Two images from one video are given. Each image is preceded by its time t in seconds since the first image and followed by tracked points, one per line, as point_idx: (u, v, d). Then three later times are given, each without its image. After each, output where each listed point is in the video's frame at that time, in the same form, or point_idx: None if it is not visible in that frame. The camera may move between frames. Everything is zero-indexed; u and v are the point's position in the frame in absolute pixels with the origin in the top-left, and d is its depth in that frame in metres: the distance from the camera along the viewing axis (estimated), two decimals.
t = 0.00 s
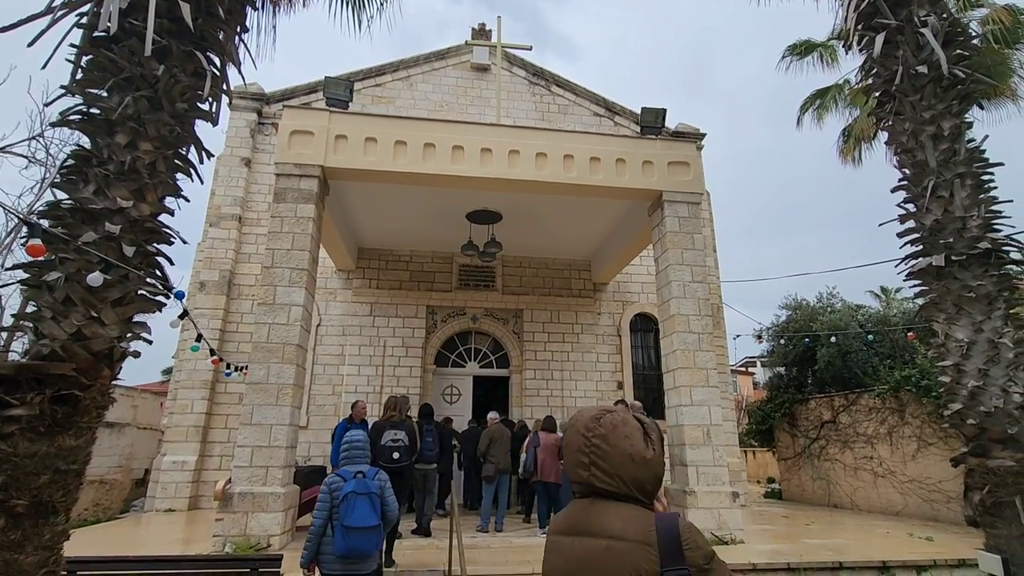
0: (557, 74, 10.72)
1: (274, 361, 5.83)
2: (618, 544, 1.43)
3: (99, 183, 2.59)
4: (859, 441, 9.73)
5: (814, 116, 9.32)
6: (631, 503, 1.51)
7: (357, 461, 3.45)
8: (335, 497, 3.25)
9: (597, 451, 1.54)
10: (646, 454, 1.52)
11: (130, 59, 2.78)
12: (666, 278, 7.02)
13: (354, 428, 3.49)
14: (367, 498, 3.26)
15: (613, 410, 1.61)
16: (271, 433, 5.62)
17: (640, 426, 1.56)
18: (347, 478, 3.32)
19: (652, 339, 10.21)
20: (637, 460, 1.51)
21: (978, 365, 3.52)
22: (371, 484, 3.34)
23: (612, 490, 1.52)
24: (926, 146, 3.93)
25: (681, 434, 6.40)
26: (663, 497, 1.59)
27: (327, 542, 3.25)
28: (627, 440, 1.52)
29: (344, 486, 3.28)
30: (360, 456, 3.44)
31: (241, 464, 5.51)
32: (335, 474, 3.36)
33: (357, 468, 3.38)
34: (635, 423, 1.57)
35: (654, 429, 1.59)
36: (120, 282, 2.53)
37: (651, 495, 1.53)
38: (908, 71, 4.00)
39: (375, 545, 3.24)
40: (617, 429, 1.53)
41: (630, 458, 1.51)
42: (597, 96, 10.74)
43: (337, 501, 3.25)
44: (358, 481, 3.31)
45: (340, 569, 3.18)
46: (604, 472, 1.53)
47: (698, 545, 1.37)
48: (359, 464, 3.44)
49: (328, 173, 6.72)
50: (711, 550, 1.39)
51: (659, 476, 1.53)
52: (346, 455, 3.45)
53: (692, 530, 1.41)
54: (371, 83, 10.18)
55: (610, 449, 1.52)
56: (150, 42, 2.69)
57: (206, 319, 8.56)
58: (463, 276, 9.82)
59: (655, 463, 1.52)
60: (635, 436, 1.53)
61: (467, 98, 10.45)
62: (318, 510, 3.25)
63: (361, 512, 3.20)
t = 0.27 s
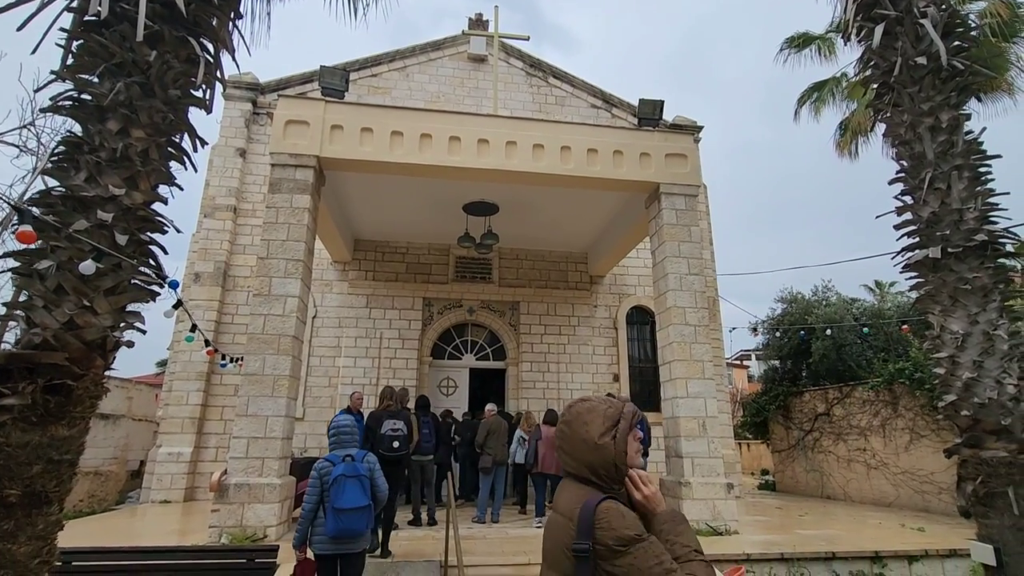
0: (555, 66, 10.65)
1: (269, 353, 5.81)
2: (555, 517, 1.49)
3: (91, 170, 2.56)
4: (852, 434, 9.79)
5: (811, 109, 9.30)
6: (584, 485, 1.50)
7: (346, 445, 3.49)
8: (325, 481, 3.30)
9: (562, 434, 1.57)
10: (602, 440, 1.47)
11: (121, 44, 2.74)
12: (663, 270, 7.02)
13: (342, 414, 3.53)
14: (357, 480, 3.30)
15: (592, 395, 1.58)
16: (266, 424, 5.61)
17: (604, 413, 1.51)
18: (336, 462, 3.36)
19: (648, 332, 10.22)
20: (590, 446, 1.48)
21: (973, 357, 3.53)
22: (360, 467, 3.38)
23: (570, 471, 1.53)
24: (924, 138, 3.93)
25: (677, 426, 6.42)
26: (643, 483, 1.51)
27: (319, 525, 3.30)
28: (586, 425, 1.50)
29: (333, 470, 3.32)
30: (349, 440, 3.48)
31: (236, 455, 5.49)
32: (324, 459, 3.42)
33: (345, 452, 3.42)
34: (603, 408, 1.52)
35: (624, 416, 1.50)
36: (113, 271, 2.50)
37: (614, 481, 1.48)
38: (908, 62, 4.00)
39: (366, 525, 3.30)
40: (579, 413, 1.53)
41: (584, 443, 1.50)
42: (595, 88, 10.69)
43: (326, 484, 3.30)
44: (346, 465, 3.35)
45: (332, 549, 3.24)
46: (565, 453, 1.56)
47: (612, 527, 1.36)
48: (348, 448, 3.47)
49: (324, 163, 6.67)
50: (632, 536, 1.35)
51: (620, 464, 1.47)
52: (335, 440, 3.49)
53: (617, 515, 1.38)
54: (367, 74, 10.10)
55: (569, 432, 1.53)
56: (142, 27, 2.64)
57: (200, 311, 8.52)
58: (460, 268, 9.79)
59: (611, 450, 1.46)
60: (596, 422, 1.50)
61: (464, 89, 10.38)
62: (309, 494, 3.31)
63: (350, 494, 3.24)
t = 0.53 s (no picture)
0: (552, 57, 10.59)
1: (266, 345, 5.79)
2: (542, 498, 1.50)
3: (84, 159, 2.52)
4: (846, 426, 9.85)
5: (809, 102, 9.29)
6: (570, 472, 1.47)
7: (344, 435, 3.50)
8: (321, 469, 3.32)
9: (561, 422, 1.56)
10: (586, 430, 1.43)
11: (114, 31, 2.70)
12: (660, 263, 7.02)
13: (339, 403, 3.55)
14: (353, 467, 3.32)
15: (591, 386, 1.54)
16: (263, 416, 5.60)
17: (594, 402, 1.46)
18: (332, 451, 3.37)
19: (645, 325, 10.23)
20: (575, 435, 1.45)
21: (969, 349, 3.55)
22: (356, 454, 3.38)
23: (563, 458, 1.51)
24: (923, 130, 3.94)
25: (673, 419, 6.44)
26: (636, 475, 1.42)
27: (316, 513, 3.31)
28: (575, 415, 1.47)
29: (330, 458, 3.33)
30: (347, 430, 3.49)
31: (233, 447, 5.48)
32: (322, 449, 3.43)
33: (342, 441, 3.43)
34: (594, 398, 1.47)
35: (612, 407, 1.44)
36: (108, 261, 2.47)
37: (600, 472, 1.43)
38: (908, 54, 3.99)
39: (363, 512, 3.32)
40: (572, 403, 1.51)
41: (572, 432, 1.47)
42: (592, 80, 10.63)
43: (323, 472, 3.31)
44: (341, 453, 3.35)
45: (329, 536, 3.23)
46: (560, 440, 1.54)
47: (572, 513, 1.33)
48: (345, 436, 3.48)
49: (320, 154, 6.62)
50: (591, 523, 1.30)
51: (603, 455, 1.41)
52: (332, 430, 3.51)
53: (581, 501, 1.34)
54: (363, 64, 10.01)
55: (562, 421, 1.51)
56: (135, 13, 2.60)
57: (196, 303, 8.48)
58: (457, 260, 9.78)
59: (593, 440, 1.41)
60: (584, 411, 1.46)
61: (461, 80, 10.31)
62: (307, 483, 3.33)
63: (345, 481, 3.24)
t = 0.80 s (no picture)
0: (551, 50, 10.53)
1: (264, 338, 5.78)
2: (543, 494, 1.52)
3: (79, 151, 2.50)
4: (842, 420, 9.91)
5: (807, 97, 9.27)
6: (567, 469, 1.48)
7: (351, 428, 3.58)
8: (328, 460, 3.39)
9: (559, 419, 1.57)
10: (579, 427, 1.43)
11: (108, 21, 2.67)
12: (658, 257, 7.02)
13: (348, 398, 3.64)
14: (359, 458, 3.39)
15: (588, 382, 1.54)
16: (261, 409, 5.59)
17: (588, 399, 1.46)
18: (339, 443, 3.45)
19: (642, 319, 10.25)
20: (570, 432, 1.46)
21: (965, 343, 3.57)
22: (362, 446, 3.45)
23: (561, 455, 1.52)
24: (922, 125, 3.95)
25: (670, 412, 6.46)
26: (633, 470, 1.41)
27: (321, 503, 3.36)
28: (569, 412, 1.48)
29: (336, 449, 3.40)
30: (354, 423, 3.57)
31: (231, 440, 5.48)
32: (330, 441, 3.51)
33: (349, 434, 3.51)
34: (588, 395, 1.47)
35: (606, 403, 1.43)
36: (104, 253, 2.46)
37: (596, 468, 1.43)
38: (907, 48, 4.00)
39: (365, 503, 3.37)
40: (567, 400, 1.51)
41: (567, 429, 1.47)
42: (591, 73, 10.59)
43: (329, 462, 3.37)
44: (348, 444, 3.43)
45: (332, 525, 3.27)
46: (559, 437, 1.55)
47: (563, 510, 1.34)
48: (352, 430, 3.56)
49: (317, 147, 6.59)
50: (582, 520, 1.31)
51: (597, 451, 1.41)
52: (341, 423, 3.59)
53: (574, 498, 1.34)
54: (360, 57, 9.95)
55: (558, 418, 1.52)
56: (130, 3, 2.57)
57: (193, 296, 8.45)
58: (455, 254, 9.76)
59: (586, 437, 1.41)
60: (578, 408, 1.46)
61: (459, 73, 10.26)
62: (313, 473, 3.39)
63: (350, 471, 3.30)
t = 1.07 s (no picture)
0: (550, 43, 10.49)
1: (263, 332, 5.77)
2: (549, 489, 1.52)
3: (77, 143, 2.49)
4: (839, 414, 9.95)
5: (807, 91, 9.25)
6: (572, 463, 1.48)
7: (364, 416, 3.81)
8: (339, 444, 3.62)
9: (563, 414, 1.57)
10: (583, 421, 1.43)
11: (105, 12, 2.65)
12: (657, 251, 7.02)
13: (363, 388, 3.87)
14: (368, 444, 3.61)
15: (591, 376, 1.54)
16: (260, 404, 5.60)
17: (591, 393, 1.46)
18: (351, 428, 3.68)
19: (641, 313, 10.27)
20: (574, 426, 1.46)
21: (964, 337, 3.57)
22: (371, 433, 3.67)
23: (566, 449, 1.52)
24: (922, 119, 3.95)
25: (669, 406, 6.48)
26: (638, 463, 1.42)
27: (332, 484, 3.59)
28: (573, 407, 1.48)
29: (348, 434, 3.63)
30: (367, 411, 3.79)
31: (230, 434, 5.49)
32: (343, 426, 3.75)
33: (361, 421, 3.73)
34: (591, 389, 1.47)
35: (610, 397, 1.43)
36: (103, 247, 2.45)
37: (601, 461, 1.42)
38: (908, 42, 4.00)
39: (372, 487, 3.59)
40: (571, 395, 1.51)
41: (572, 424, 1.47)
42: (590, 66, 10.55)
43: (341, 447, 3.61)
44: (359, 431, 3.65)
45: (341, 505, 3.50)
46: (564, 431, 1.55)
47: (569, 505, 1.33)
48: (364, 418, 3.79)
49: (316, 140, 6.56)
50: (589, 514, 1.31)
51: (602, 445, 1.40)
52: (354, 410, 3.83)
53: (580, 492, 1.34)
54: (358, 49, 9.89)
55: (562, 412, 1.52)
56: None
57: (191, 290, 8.44)
58: (454, 248, 9.75)
59: (591, 431, 1.41)
60: (582, 403, 1.46)
61: (458, 66, 10.21)
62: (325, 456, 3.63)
63: (359, 456, 3.53)
